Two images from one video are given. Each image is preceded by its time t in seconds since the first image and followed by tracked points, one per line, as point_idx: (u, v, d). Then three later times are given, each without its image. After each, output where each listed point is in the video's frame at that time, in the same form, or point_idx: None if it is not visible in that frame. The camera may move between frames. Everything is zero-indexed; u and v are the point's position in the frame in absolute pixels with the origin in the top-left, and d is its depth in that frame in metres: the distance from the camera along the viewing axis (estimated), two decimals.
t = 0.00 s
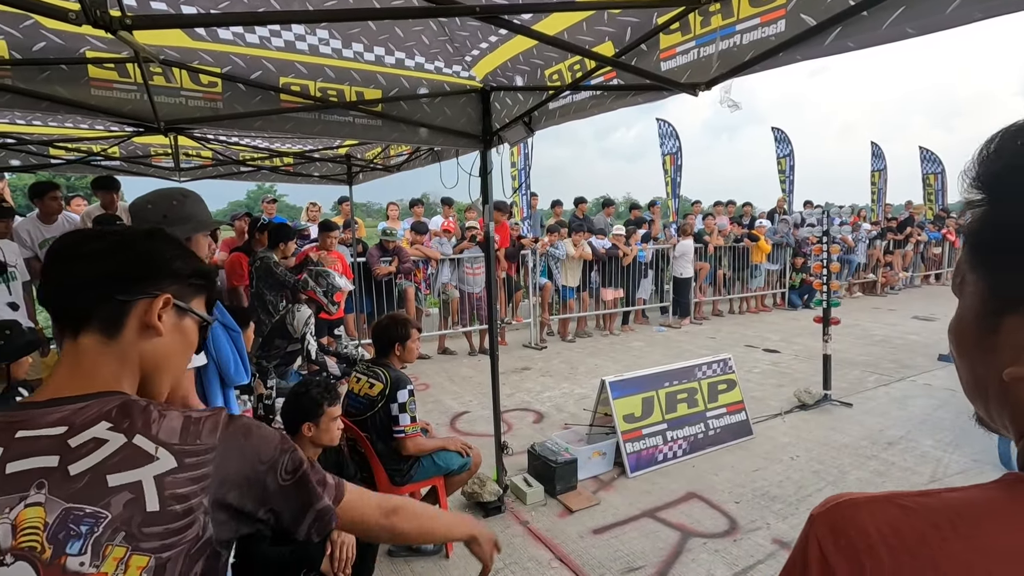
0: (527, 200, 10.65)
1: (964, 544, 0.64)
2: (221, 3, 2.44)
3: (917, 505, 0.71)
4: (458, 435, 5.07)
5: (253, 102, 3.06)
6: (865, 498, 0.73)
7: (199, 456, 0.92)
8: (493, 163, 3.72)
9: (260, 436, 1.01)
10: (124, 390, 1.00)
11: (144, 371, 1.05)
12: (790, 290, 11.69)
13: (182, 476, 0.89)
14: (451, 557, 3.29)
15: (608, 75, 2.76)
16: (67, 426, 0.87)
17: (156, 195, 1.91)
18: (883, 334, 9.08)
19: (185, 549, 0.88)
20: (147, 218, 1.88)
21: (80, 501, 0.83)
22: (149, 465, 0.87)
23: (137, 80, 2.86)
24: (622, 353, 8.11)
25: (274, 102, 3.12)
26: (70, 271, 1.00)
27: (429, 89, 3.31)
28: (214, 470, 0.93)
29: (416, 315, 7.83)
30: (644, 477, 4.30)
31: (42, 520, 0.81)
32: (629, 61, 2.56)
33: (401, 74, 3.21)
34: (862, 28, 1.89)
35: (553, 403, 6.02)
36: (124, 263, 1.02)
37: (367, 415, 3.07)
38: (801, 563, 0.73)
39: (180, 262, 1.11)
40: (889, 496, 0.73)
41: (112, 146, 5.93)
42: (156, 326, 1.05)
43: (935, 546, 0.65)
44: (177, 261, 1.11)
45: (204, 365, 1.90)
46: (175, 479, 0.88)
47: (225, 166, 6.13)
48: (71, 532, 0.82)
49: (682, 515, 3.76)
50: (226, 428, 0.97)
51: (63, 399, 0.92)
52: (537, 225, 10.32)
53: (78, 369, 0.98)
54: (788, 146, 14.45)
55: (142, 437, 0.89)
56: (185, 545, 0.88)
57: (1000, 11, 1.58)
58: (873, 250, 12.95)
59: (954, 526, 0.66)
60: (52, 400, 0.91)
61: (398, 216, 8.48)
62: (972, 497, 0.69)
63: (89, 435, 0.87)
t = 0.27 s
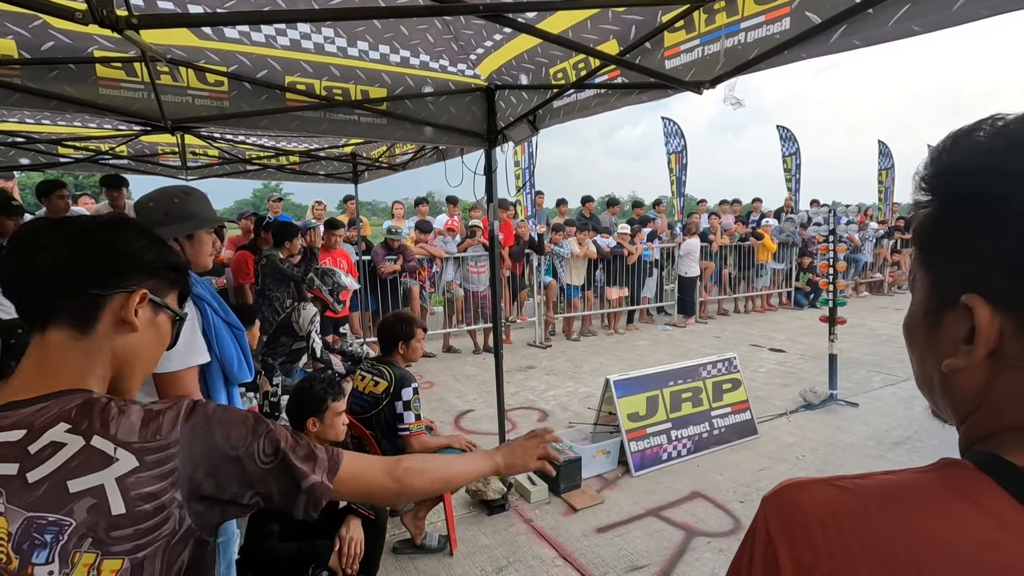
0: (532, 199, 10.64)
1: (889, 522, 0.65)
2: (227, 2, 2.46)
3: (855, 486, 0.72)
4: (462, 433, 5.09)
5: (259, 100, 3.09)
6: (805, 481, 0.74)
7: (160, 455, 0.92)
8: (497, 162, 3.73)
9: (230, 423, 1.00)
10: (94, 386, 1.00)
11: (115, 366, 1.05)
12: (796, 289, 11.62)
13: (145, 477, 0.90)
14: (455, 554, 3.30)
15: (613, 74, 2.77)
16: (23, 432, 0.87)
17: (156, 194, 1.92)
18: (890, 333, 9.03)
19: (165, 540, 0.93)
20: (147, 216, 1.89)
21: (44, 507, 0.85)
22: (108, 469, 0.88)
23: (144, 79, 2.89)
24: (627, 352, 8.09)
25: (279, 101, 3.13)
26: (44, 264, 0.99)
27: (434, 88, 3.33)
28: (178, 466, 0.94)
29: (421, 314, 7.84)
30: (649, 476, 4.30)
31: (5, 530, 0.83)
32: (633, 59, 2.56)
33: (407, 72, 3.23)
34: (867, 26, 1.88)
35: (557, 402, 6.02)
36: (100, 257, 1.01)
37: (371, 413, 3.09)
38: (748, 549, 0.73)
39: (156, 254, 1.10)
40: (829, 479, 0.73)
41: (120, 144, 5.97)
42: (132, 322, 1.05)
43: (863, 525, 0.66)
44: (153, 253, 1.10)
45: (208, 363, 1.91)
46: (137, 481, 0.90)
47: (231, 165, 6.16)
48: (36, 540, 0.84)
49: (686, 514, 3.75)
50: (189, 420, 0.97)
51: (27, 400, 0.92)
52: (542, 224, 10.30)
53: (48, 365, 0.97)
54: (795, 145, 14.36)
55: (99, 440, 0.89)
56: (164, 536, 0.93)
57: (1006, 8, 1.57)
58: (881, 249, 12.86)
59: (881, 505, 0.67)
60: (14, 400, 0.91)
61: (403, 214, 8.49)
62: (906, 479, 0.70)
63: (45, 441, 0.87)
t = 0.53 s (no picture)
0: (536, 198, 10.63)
1: (838, 514, 0.67)
2: (233, 3, 2.47)
3: (814, 482, 0.73)
4: (466, 432, 5.10)
5: (264, 100, 3.10)
6: (767, 476, 0.76)
7: (259, 475, 1.02)
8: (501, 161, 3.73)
9: (297, 469, 1.11)
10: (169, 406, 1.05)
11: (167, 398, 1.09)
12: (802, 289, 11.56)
13: (246, 489, 0.99)
14: (459, 552, 3.31)
15: (616, 74, 2.76)
16: (142, 432, 0.92)
17: (163, 193, 1.93)
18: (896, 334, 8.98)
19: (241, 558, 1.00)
20: (153, 216, 1.91)
21: (167, 501, 0.91)
22: (221, 477, 0.96)
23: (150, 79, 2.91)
24: (631, 351, 8.08)
25: (284, 101, 3.14)
26: (155, 284, 1.05)
27: (438, 87, 3.33)
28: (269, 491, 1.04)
29: (426, 313, 7.86)
30: (653, 476, 4.30)
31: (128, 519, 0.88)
32: (637, 59, 2.56)
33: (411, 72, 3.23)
34: (873, 25, 1.86)
35: (561, 401, 6.02)
36: (200, 296, 1.14)
37: (375, 411, 3.11)
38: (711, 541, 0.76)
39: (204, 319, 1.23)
40: (790, 474, 0.75)
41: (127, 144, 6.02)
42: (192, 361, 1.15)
43: (815, 515, 0.68)
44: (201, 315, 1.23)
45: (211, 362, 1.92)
46: (241, 492, 0.98)
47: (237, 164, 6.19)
48: (158, 530, 0.90)
49: (690, 513, 3.75)
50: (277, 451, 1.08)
51: (140, 406, 0.97)
52: (547, 223, 10.29)
53: (142, 375, 1.01)
54: (800, 144, 14.28)
55: (214, 451, 0.98)
56: (241, 551, 0.99)
57: (1013, 8, 1.56)
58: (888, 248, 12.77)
59: (835, 499, 0.68)
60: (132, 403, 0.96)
61: (408, 213, 8.50)
62: (862, 473, 0.71)
63: (167, 442, 0.94)
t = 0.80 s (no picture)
0: (541, 197, 10.62)
1: (844, 515, 0.66)
2: (240, 2, 2.48)
3: (818, 484, 0.72)
4: (471, 430, 5.10)
5: (271, 99, 3.11)
6: (770, 478, 0.75)
7: (227, 491, 1.05)
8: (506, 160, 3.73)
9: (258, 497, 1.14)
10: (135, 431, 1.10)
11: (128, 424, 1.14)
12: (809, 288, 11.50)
13: (212, 503, 1.01)
14: (464, 550, 3.32)
15: (624, 71, 2.77)
16: (107, 445, 0.96)
17: (171, 192, 1.94)
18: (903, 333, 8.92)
19: None
20: (162, 216, 1.92)
21: (131, 506, 0.92)
22: (187, 488, 0.99)
23: (158, 79, 2.93)
24: (637, 350, 8.06)
25: (291, 100, 3.15)
26: (138, 314, 1.12)
27: (444, 86, 3.33)
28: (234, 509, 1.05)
29: (431, 311, 7.87)
30: (658, 475, 4.29)
31: (88, 524, 0.89)
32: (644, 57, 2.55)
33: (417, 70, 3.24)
34: (882, 22, 1.85)
35: (567, 400, 6.02)
36: (178, 328, 1.21)
37: (381, 409, 3.12)
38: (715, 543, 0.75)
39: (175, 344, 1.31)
40: (794, 476, 0.75)
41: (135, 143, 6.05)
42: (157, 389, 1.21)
43: (819, 518, 0.67)
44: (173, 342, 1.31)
45: (219, 361, 1.92)
46: (206, 504, 1.00)
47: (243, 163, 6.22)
48: (118, 534, 0.90)
49: (696, 513, 3.74)
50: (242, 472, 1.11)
51: (107, 426, 1.01)
52: (552, 222, 10.28)
53: (114, 401, 1.06)
54: (807, 142, 14.20)
55: (180, 464, 1.01)
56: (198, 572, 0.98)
57: None
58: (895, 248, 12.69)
59: (840, 501, 0.68)
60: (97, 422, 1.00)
61: (414, 212, 8.51)
62: (868, 475, 0.71)
63: (133, 454, 0.97)
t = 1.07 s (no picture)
0: (546, 195, 10.61)
1: (886, 517, 0.63)
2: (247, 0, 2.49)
3: (858, 484, 0.70)
4: (476, 428, 5.11)
5: (276, 98, 3.11)
6: (805, 477, 0.72)
7: (166, 487, 1.01)
8: (511, 158, 3.73)
9: (202, 489, 1.10)
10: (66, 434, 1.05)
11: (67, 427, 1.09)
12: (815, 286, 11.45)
13: (150, 500, 0.97)
14: (470, 548, 3.32)
15: (628, 69, 2.75)
16: (34, 449, 0.91)
17: (178, 189, 1.94)
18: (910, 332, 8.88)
19: None
20: (169, 214, 1.93)
21: (59, 509, 0.87)
22: (122, 487, 0.94)
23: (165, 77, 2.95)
24: (642, 349, 8.05)
25: (297, 98, 3.16)
26: (54, 317, 1.05)
27: (449, 84, 3.33)
28: (174, 504, 1.02)
29: (436, 310, 7.88)
30: (663, 473, 4.28)
31: (13, 528, 0.83)
32: (649, 54, 2.54)
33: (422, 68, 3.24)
34: (889, 17, 1.84)
35: (571, 398, 6.02)
36: (106, 328, 1.14)
37: (386, 407, 3.12)
38: (748, 548, 0.72)
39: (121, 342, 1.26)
40: (831, 475, 0.72)
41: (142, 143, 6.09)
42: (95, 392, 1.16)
43: (861, 519, 0.64)
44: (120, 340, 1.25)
45: (226, 359, 1.93)
46: (144, 502, 0.96)
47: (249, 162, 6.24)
48: (47, 537, 0.85)
49: (701, 512, 3.73)
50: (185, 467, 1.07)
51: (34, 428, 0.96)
52: (557, 220, 10.27)
53: (40, 405, 1.01)
54: (813, 140, 14.13)
55: (115, 463, 0.96)
56: (137, 569, 0.95)
57: None
58: (902, 246, 12.62)
59: (882, 502, 0.65)
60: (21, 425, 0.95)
61: (418, 211, 8.52)
62: (910, 473, 0.68)
63: (61, 456, 0.91)
